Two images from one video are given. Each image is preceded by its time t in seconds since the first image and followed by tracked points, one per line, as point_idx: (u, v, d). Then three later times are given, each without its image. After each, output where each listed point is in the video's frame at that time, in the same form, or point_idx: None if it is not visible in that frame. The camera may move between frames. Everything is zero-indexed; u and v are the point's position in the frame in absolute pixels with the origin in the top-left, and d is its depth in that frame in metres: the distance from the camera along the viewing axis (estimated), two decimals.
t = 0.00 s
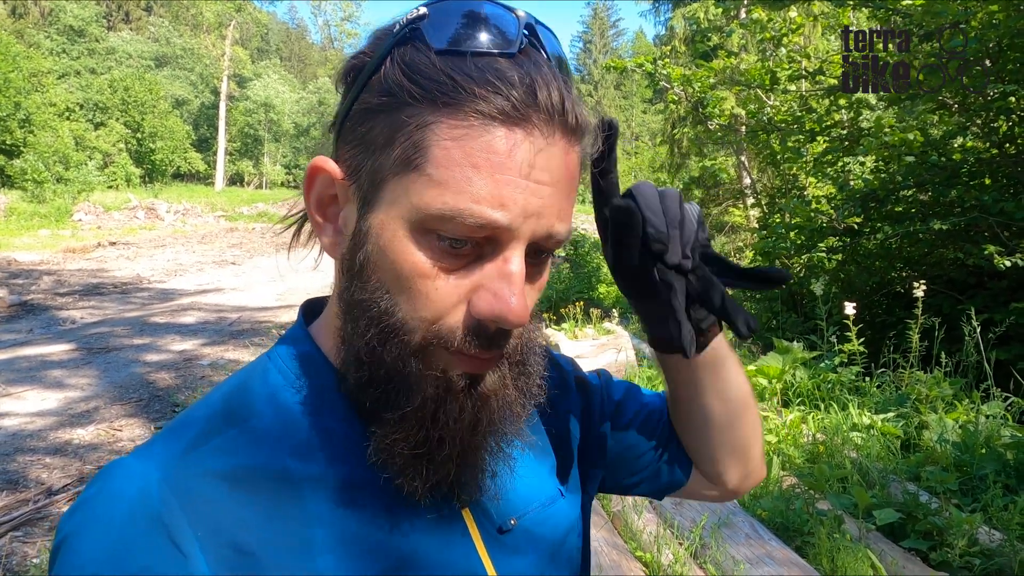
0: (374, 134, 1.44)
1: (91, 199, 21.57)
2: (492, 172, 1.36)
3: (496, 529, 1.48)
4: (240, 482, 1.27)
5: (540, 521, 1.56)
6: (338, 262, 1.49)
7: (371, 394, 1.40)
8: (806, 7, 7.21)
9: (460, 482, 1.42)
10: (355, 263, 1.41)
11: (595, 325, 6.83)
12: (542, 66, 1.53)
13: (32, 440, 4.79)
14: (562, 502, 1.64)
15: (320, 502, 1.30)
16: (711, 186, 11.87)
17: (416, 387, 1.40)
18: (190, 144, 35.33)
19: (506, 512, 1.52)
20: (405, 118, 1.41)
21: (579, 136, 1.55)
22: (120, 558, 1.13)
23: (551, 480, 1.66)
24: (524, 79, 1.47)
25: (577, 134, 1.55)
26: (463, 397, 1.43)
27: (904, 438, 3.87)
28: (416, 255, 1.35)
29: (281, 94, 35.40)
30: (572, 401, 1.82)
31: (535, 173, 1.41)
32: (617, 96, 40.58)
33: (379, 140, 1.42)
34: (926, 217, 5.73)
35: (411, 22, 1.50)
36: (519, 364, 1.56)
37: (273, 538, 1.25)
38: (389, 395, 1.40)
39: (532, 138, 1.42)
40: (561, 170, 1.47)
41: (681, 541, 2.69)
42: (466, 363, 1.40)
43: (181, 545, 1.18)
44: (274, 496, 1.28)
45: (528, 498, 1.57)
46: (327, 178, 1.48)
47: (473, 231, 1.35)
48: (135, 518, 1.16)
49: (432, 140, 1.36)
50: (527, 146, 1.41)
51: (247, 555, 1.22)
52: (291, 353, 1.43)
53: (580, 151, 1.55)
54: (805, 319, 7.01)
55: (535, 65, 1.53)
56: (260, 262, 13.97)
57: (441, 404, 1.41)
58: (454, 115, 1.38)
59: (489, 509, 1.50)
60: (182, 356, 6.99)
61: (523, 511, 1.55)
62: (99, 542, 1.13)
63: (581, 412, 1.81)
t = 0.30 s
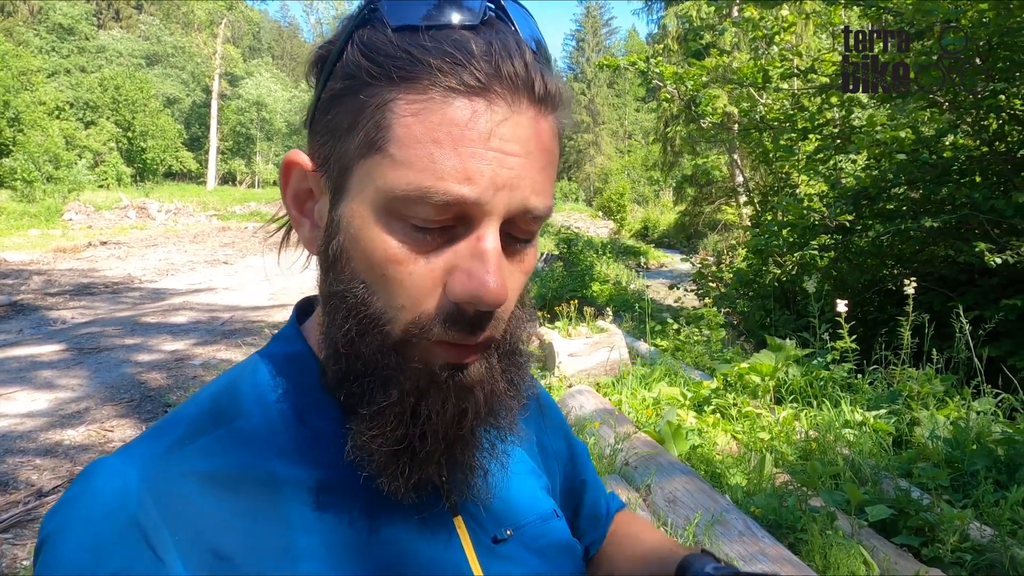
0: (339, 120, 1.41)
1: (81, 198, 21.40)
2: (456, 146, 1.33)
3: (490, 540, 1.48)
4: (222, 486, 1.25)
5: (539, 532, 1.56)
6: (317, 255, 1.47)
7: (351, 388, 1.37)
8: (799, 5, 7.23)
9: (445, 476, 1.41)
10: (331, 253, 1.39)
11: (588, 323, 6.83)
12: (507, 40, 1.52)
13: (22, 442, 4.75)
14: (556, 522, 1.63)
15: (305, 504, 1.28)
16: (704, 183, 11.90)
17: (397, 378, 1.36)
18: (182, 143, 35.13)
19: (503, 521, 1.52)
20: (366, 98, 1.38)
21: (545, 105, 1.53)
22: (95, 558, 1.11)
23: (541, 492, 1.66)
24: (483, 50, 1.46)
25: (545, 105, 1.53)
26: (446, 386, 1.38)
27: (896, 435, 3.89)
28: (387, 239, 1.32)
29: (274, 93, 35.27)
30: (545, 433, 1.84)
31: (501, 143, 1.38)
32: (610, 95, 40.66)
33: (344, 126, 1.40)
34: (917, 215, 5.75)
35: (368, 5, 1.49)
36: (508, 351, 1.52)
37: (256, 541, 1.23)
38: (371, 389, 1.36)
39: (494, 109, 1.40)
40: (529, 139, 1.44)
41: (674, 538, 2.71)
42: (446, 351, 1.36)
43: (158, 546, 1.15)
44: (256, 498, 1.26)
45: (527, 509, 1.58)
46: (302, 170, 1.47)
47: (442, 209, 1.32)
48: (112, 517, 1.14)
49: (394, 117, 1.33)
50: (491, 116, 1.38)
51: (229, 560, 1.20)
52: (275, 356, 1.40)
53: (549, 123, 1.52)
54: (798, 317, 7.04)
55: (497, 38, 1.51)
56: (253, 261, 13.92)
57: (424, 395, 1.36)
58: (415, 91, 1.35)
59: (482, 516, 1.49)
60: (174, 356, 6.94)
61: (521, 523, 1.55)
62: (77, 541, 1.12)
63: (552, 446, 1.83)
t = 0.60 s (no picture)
0: (329, 114, 1.43)
1: (75, 197, 21.37)
2: (432, 124, 1.33)
3: (496, 542, 1.43)
4: (236, 484, 1.18)
5: (544, 537, 1.51)
6: (315, 246, 1.47)
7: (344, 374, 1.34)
8: (793, 8, 7.26)
9: (436, 461, 1.39)
10: (325, 242, 1.41)
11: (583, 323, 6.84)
12: (486, 23, 1.50)
13: (14, 441, 4.73)
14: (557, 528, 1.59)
15: (319, 505, 1.22)
16: (699, 185, 11.96)
17: (386, 362, 1.34)
18: (176, 141, 35.05)
19: (507, 524, 1.47)
20: (350, 87, 1.39)
21: (529, 87, 1.50)
22: (108, 556, 1.04)
23: (541, 499, 1.61)
24: (462, 34, 1.44)
25: (527, 84, 1.50)
26: (434, 367, 1.35)
27: (890, 437, 3.90)
28: (367, 217, 1.31)
29: (269, 92, 35.22)
30: (534, 448, 1.79)
31: (477, 118, 1.36)
32: (605, 96, 40.80)
33: (332, 118, 1.41)
34: (911, 218, 5.78)
35: (356, 5, 1.46)
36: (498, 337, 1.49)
37: (268, 540, 1.17)
38: (355, 370, 1.33)
39: (469, 84, 1.38)
40: (509, 116, 1.41)
41: (668, 540, 2.71)
42: (430, 330, 1.34)
43: (174, 544, 1.09)
44: (270, 496, 1.19)
45: (529, 514, 1.52)
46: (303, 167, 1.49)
47: (421, 184, 1.32)
48: (127, 513, 1.08)
49: (372, 101, 1.34)
50: (468, 95, 1.37)
51: (243, 559, 1.13)
52: (281, 357, 1.33)
53: (531, 101, 1.49)
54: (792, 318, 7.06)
55: (477, 22, 1.49)
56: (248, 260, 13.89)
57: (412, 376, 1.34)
58: (392, 72, 1.35)
59: (484, 519, 1.44)
60: (167, 355, 6.92)
61: (525, 528, 1.49)
62: (89, 538, 1.05)
63: (541, 461, 1.79)
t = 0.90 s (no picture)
0: (325, 121, 1.40)
1: (74, 199, 21.37)
2: (438, 131, 1.31)
3: (491, 546, 1.42)
4: (232, 490, 1.18)
5: (538, 540, 1.50)
6: (314, 253, 1.44)
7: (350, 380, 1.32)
8: (793, 9, 7.26)
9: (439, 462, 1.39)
10: (324, 250, 1.36)
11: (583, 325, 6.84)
12: (480, 29, 1.48)
13: (13, 444, 4.72)
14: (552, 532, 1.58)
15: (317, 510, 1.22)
16: (698, 186, 11.98)
17: (394, 367, 1.33)
18: (176, 144, 35.04)
19: (502, 528, 1.46)
20: (349, 96, 1.36)
21: (526, 90, 1.50)
22: (107, 562, 1.05)
23: (537, 503, 1.60)
24: (461, 41, 1.42)
25: (524, 90, 1.49)
26: (444, 370, 1.35)
27: (890, 438, 3.90)
28: (375, 224, 1.29)
29: (269, 94, 35.26)
30: (530, 452, 1.78)
31: (480, 124, 1.35)
32: (604, 97, 40.86)
33: (331, 126, 1.38)
34: (911, 218, 5.79)
35: (349, 10, 1.44)
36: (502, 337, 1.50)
37: (266, 544, 1.17)
38: (367, 377, 1.31)
39: (471, 92, 1.37)
40: (511, 121, 1.41)
41: (668, 542, 2.70)
42: (440, 333, 1.33)
43: (171, 549, 1.10)
44: (268, 500, 1.19)
45: (524, 518, 1.52)
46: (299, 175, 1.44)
47: (428, 191, 1.30)
48: (124, 520, 1.09)
49: (375, 108, 1.31)
50: (470, 101, 1.36)
51: (240, 564, 1.14)
52: (278, 361, 1.32)
53: (529, 105, 1.49)
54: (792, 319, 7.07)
55: (473, 29, 1.47)
56: (247, 262, 13.89)
57: (423, 380, 1.33)
58: (394, 81, 1.33)
59: (481, 522, 1.43)
60: (167, 358, 6.91)
61: (520, 531, 1.49)
62: (87, 544, 1.06)
63: (539, 466, 1.79)
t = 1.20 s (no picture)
0: (318, 123, 1.36)
1: (76, 201, 21.40)
2: (440, 130, 1.30)
3: (487, 539, 1.41)
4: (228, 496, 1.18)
5: (534, 534, 1.49)
6: (310, 256, 1.41)
7: (357, 378, 1.32)
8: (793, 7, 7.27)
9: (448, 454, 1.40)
10: (325, 252, 1.33)
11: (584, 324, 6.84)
12: (467, 27, 1.47)
13: (16, 445, 4.73)
14: (551, 525, 1.58)
15: (315, 513, 1.22)
16: (699, 185, 11.99)
17: (403, 364, 1.32)
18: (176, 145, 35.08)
19: (499, 521, 1.45)
20: (344, 96, 1.33)
21: (517, 85, 1.50)
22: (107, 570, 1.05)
23: (538, 499, 1.60)
24: (454, 40, 1.41)
25: (515, 86, 1.49)
26: (452, 363, 1.35)
27: (892, 435, 3.90)
28: (379, 224, 1.28)
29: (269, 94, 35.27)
30: (530, 447, 1.78)
31: (480, 123, 1.35)
32: (605, 96, 40.88)
33: (325, 128, 1.34)
34: (912, 216, 5.77)
35: (334, 12, 1.43)
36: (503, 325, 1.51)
37: (265, 548, 1.17)
38: (378, 374, 1.32)
39: (470, 90, 1.36)
40: (508, 117, 1.41)
41: (671, 541, 2.70)
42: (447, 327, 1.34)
43: (168, 556, 1.10)
44: (265, 503, 1.20)
45: (521, 510, 1.51)
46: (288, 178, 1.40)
47: (433, 191, 1.30)
48: (121, 528, 1.09)
49: (374, 110, 1.29)
50: (469, 100, 1.35)
51: (239, 568, 1.14)
52: (273, 363, 1.32)
53: (521, 100, 1.49)
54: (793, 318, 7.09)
55: (463, 28, 1.46)
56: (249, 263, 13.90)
57: (435, 374, 1.33)
58: (392, 81, 1.31)
59: (480, 516, 1.43)
60: (169, 359, 6.92)
61: (517, 524, 1.48)
62: (83, 554, 1.06)
63: (539, 461, 1.78)
